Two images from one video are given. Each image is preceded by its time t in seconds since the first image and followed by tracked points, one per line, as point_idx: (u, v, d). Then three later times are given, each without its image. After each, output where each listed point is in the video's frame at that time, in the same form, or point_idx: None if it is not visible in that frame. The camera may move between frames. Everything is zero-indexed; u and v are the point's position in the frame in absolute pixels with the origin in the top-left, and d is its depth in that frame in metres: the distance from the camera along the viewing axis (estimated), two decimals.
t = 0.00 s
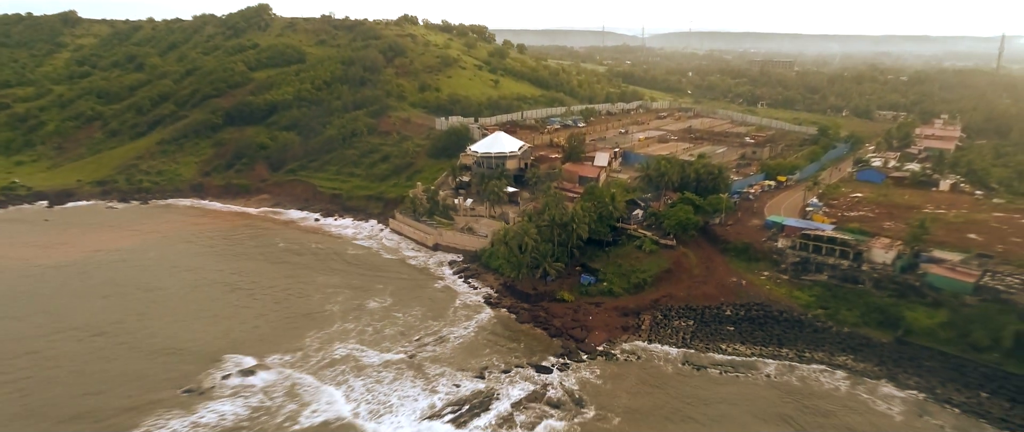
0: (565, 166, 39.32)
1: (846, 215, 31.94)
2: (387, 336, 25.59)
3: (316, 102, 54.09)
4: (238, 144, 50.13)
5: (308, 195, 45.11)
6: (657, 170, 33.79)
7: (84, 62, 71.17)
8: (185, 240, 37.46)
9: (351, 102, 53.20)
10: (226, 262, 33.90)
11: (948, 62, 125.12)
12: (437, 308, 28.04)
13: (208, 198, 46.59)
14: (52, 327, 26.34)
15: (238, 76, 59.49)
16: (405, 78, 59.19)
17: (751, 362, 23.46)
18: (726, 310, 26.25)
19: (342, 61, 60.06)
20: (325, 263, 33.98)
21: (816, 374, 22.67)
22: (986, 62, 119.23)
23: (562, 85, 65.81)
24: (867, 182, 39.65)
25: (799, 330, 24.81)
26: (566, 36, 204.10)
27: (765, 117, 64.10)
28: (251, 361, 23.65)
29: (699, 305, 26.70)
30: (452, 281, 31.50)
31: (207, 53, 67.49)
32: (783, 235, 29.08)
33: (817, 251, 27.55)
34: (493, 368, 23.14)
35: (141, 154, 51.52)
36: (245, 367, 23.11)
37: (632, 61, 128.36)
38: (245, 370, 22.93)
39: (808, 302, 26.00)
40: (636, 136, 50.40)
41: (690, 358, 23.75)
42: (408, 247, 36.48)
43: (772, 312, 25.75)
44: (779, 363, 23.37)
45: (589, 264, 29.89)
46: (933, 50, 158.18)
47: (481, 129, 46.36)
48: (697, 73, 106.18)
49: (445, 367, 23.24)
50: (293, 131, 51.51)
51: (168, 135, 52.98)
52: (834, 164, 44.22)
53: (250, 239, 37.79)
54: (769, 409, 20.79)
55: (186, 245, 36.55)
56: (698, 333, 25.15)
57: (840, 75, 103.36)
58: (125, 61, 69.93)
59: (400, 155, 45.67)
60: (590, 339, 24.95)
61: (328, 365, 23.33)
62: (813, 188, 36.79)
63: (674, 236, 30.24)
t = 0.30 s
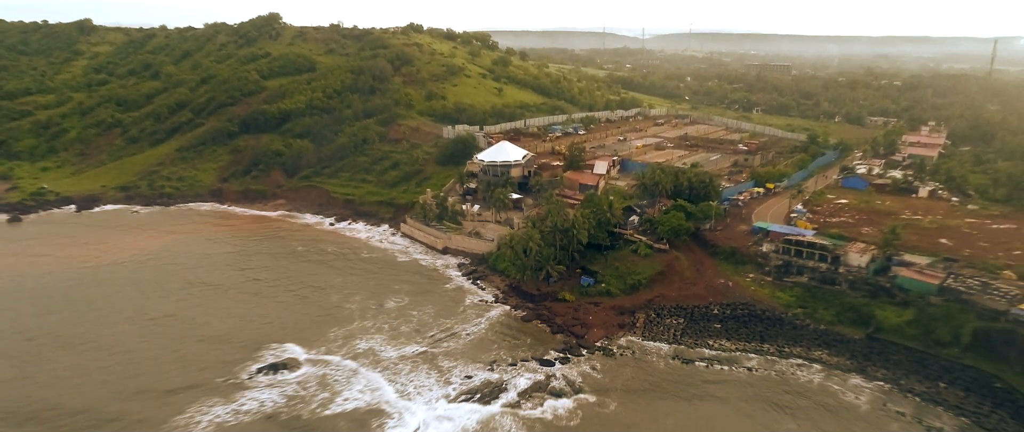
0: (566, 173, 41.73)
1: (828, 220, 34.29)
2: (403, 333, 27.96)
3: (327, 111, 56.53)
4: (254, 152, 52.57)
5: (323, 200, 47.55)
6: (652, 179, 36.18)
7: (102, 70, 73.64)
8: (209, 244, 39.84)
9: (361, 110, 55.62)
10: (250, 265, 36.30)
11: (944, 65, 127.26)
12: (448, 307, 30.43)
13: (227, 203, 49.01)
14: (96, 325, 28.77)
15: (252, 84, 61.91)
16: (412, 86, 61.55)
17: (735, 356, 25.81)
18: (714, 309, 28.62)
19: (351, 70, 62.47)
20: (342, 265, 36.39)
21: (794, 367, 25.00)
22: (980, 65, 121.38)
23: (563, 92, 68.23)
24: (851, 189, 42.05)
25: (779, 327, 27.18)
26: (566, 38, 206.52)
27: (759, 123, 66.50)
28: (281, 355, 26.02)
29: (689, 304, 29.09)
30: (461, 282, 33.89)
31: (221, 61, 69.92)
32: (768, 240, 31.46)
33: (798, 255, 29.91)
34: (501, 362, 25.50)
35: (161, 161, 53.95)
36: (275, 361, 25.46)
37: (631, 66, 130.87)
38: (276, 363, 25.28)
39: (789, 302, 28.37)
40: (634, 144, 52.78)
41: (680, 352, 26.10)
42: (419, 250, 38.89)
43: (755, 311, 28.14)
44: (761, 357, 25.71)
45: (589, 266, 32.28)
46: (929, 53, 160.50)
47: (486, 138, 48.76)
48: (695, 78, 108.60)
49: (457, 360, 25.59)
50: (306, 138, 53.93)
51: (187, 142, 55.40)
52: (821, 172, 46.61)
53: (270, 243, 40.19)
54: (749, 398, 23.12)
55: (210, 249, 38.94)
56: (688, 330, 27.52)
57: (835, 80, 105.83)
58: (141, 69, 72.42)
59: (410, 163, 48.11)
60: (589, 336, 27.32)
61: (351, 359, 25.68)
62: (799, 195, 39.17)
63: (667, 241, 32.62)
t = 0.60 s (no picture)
0: (567, 180, 44.13)
1: (812, 226, 36.64)
2: (417, 329, 30.35)
3: (338, 118, 58.91)
4: (269, 158, 54.97)
5: (336, 204, 49.98)
6: (648, 186, 38.60)
7: (118, 78, 76.16)
8: (231, 247, 42.26)
9: (371, 118, 58.00)
10: (270, 266, 38.69)
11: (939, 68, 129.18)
12: (458, 306, 32.84)
13: (244, 207, 51.43)
14: (133, 322, 31.15)
15: (264, 92, 64.31)
16: (419, 94, 63.89)
17: (722, 351, 28.16)
18: (704, 308, 31.01)
19: (361, 78, 64.85)
20: (357, 267, 38.81)
21: (775, 360, 27.35)
22: (974, 69, 123.38)
23: (564, 100, 70.62)
24: (837, 195, 44.43)
25: (763, 325, 29.56)
26: (567, 41, 208.69)
27: (754, 130, 68.83)
28: (307, 349, 28.40)
29: (680, 304, 31.48)
30: (469, 283, 36.28)
31: (233, 69, 72.34)
32: (754, 244, 33.86)
33: (782, 258, 32.29)
34: (508, 356, 27.89)
35: (180, 166, 56.41)
36: (302, 355, 27.86)
37: (631, 71, 133.10)
38: (302, 357, 27.66)
39: (773, 302, 30.75)
40: (632, 151, 55.14)
41: (671, 348, 28.48)
42: (428, 253, 41.29)
43: (742, 310, 30.51)
44: (745, 352, 28.08)
45: (588, 268, 34.69)
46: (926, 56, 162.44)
47: (491, 146, 51.17)
48: (693, 83, 110.90)
49: (468, 355, 27.95)
50: (319, 145, 56.34)
51: (204, 148, 57.82)
52: (810, 178, 48.95)
53: (288, 246, 42.59)
54: (733, 388, 25.43)
55: (232, 251, 41.36)
56: (679, 327, 29.89)
57: (830, 85, 108.07)
58: (156, 76, 74.85)
59: (418, 169, 50.52)
60: (587, 333, 29.72)
61: (371, 353, 28.05)
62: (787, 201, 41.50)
63: (661, 245, 35.01)
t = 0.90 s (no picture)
0: (568, 187, 46.52)
1: (799, 230, 39.00)
2: (430, 327, 32.74)
3: (348, 126, 61.34)
4: (283, 164, 57.40)
5: (348, 209, 52.40)
6: (644, 193, 40.99)
7: (133, 85, 78.65)
8: (250, 250, 44.65)
9: (380, 125, 60.44)
10: (289, 268, 41.10)
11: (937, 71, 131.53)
12: (467, 306, 35.21)
13: (260, 211, 53.84)
14: (166, 321, 33.59)
15: (277, 100, 66.71)
16: (426, 102, 66.23)
17: (712, 347, 30.50)
18: (696, 308, 33.37)
19: (369, 86, 67.23)
20: (370, 268, 41.22)
21: (760, 355, 29.70)
22: (970, 71, 125.36)
23: (566, 106, 73.03)
24: (825, 200, 46.81)
25: (751, 323, 31.92)
26: (568, 42, 210.92)
27: (749, 135, 71.18)
28: (329, 345, 30.79)
29: (674, 304, 33.85)
30: (476, 284, 38.62)
31: (245, 77, 74.78)
32: (744, 248, 36.25)
33: (769, 261, 34.68)
34: (514, 352, 30.26)
35: (197, 172, 58.85)
36: (324, 350, 30.25)
37: (632, 76, 135.48)
38: (325, 352, 30.06)
39: (760, 302, 33.13)
40: (631, 157, 57.53)
41: (665, 344, 30.81)
42: (437, 255, 43.67)
43: (731, 309, 32.88)
44: (733, 347, 30.42)
45: (589, 271, 37.07)
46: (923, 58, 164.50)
47: (496, 153, 53.56)
48: (692, 88, 113.23)
49: (477, 350, 30.33)
50: (330, 152, 58.78)
51: (220, 155, 60.27)
52: (800, 184, 51.31)
53: (305, 249, 45.01)
54: (721, 380, 27.75)
55: (252, 254, 43.77)
56: (672, 325, 32.25)
57: (826, 90, 110.41)
58: (170, 83, 77.29)
59: (426, 175, 52.95)
60: (587, 330, 32.08)
61: (389, 348, 30.45)
62: (777, 207, 43.86)
63: (657, 248, 37.40)
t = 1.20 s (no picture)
0: (570, 193, 48.90)
1: (788, 235, 41.32)
2: (441, 325, 35.10)
3: (358, 132, 63.71)
4: (296, 169, 59.83)
5: (358, 213, 54.78)
6: (642, 199, 43.36)
7: (148, 91, 81.11)
8: (267, 252, 47.03)
9: (388, 132, 62.81)
10: (306, 270, 43.46)
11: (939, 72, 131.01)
12: (475, 306, 37.56)
13: (274, 214, 56.24)
14: (193, 320, 35.97)
15: (288, 106, 69.10)
16: (432, 109, 68.54)
17: (703, 343, 32.80)
18: (689, 307, 35.71)
19: (377, 93, 69.57)
20: (382, 270, 43.58)
21: (748, 351, 31.98)
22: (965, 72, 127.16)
23: (567, 113, 75.38)
24: (814, 205, 49.14)
25: (740, 322, 34.24)
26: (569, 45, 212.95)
27: (745, 140, 73.48)
28: (347, 342, 33.15)
29: (669, 304, 36.19)
30: (483, 285, 40.96)
31: (256, 83, 77.19)
32: (734, 251, 38.61)
33: (758, 264, 37.00)
34: (520, 348, 32.61)
35: (213, 177, 61.32)
36: (343, 347, 32.59)
37: (632, 80, 137.78)
38: (344, 348, 32.40)
39: (749, 302, 35.47)
40: (630, 162, 59.87)
41: (660, 341, 33.13)
42: (445, 257, 46.01)
43: (722, 309, 35.19)
44: (723, 344, 32.71)
45: (589, 272, 39.42)
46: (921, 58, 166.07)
47: (500, 160, 55.95)
48: (690, 92, 115.47)
49: (485, 347, 32.68)
50: (340, 157, 61.19)
51: (235, 161, 62.74)
52: (792, 190, 53.64)
53: (319, 251, 47.37)
54: (711, 373, 30.04)
55: (269, 256, 46.13)
56: (667, 324, 34.58)
57: (822, 94, 112.63)
58: (183, 89, 79.72)
59: (434, 181, 55.34)
60: (588, 329, 34.40)
61: (403, 344, 32.81)
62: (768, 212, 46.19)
63: (653, 252, 39.77)
